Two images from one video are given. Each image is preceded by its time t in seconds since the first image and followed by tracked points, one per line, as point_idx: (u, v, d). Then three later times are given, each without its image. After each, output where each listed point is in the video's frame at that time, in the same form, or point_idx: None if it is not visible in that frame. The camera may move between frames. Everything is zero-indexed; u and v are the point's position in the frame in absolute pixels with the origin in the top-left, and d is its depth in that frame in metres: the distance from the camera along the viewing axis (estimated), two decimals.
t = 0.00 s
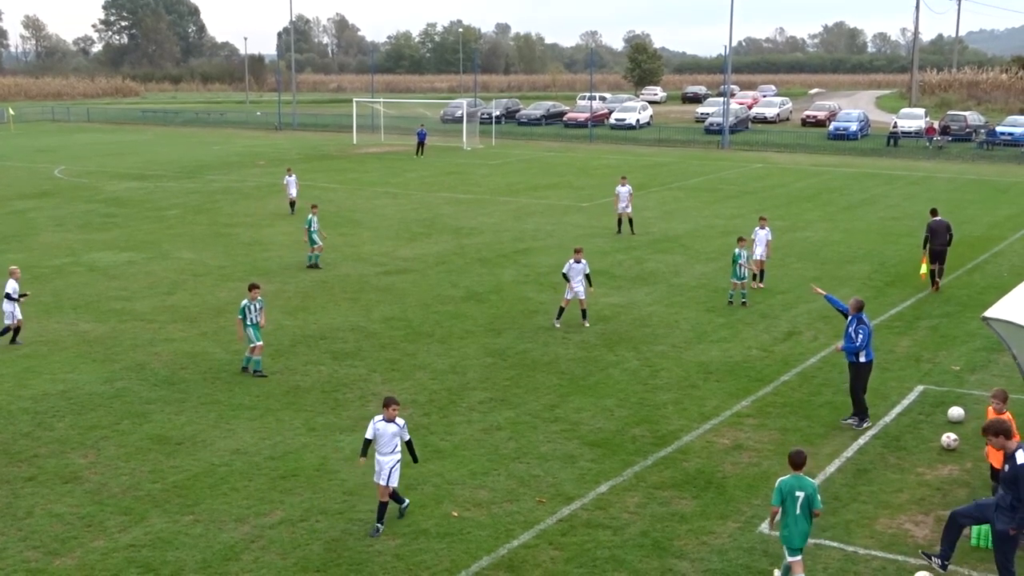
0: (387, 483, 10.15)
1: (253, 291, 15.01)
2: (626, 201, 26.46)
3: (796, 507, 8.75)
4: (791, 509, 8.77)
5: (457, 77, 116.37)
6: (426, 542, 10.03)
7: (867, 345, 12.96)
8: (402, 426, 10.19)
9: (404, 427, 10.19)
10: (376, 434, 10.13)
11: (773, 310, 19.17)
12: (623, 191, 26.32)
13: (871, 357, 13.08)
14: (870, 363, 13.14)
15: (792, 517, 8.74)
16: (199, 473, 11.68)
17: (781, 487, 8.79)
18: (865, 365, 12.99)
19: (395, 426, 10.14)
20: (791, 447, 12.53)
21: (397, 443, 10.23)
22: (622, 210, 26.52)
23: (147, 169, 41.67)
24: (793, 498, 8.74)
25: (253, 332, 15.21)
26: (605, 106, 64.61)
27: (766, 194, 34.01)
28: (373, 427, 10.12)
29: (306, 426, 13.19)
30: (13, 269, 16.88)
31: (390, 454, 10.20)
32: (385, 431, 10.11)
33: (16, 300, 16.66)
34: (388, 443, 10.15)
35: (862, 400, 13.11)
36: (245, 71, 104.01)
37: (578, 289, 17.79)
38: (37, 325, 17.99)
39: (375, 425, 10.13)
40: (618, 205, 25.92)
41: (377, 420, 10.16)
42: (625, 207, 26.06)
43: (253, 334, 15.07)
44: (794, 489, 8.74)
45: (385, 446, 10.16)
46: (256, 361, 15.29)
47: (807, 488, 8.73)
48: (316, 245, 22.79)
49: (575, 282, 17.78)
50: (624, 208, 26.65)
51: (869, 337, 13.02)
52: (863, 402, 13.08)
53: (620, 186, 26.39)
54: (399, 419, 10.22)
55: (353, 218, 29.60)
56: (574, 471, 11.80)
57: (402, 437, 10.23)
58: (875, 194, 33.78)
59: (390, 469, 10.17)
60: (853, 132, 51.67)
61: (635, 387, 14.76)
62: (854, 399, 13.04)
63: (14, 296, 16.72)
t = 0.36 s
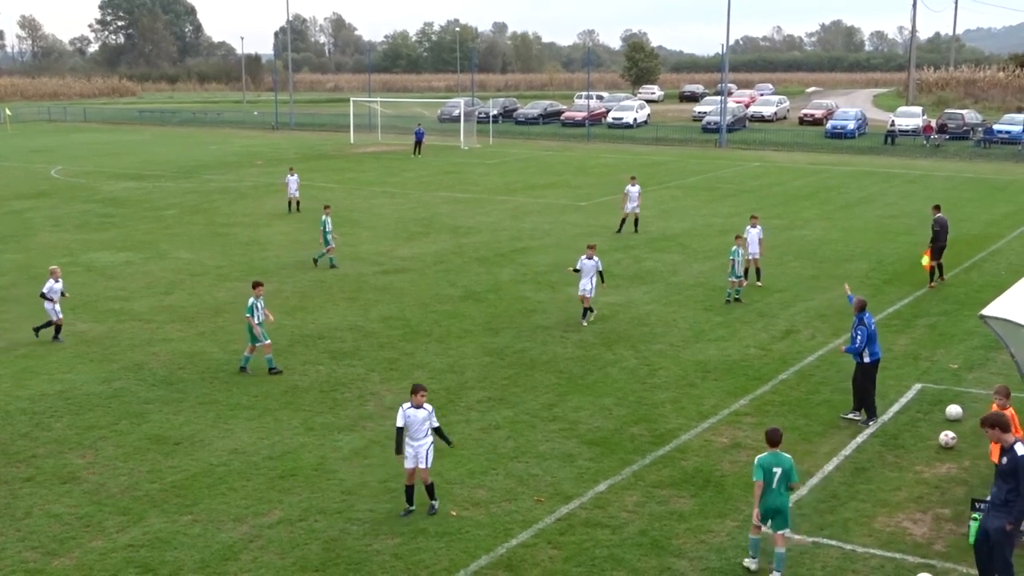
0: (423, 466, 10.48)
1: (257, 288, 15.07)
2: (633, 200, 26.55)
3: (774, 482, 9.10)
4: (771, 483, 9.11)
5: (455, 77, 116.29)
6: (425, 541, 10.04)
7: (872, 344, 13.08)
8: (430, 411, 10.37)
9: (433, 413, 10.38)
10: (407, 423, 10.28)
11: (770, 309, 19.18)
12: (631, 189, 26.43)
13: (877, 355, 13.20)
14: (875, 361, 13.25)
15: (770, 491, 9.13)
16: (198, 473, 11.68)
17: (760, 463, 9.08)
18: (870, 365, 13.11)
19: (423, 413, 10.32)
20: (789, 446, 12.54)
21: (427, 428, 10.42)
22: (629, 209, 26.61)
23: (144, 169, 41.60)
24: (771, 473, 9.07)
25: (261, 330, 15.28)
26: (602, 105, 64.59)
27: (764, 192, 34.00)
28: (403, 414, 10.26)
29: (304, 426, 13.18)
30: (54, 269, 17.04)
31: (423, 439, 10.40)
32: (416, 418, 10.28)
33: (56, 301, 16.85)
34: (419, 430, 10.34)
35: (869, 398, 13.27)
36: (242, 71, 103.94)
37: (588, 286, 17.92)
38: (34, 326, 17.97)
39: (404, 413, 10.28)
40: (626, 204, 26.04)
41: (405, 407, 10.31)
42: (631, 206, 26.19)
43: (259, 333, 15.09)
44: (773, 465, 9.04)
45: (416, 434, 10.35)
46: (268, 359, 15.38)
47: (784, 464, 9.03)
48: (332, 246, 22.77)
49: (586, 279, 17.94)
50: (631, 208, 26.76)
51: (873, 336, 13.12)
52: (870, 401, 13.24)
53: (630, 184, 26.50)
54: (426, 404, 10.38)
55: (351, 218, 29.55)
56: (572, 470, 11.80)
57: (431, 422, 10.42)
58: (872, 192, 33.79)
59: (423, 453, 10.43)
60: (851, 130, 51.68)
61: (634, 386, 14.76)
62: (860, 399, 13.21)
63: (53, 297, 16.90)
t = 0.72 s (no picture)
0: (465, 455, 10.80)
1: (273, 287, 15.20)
2: (642, 198, 26.57)
3: (750, 463, 9.52)
4: (746, 464, 9.54)
5: (453, 76, 116.30)
6: (425, 540, 10.04)
7: (874, 340, 13.12)
8: (475, 399, 10.71)
9: (476, 401, 10.71)
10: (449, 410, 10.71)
11: (770, 307, 19.18)
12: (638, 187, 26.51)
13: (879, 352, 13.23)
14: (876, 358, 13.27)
15: (745, 471, 9.55)
16: (198, 472, 11.68)
17: (737, 444, 9.53)
18: (871, 361, 13.12)
19: (467, 401, 10.68)
20: (789, 444, 12.54)
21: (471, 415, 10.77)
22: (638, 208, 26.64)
23: (142, 168, 41.60)
24: (747, 455, 9.50)
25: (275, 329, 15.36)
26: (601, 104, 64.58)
27: (763, 190, 34.00)
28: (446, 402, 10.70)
29: (303, 425, 13.19)
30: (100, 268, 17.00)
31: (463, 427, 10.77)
32: (457, 407, 10.68)
33: (102, 299, 16.83)
34: (460, 418, 10.73)
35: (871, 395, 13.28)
36: (240, 71, 103.89)
37: (603, 283, 17.98)
38: (34, 326, 17.96)
39: (448, 402, 10.70)
40: (634, 202, 25.95)
41: (450, 398, 10.72)
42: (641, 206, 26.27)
43: (272, 332, 15.13)
44: (749, 446, 9.48)
45: (457, 421, 10.75)
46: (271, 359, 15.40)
47: (760, 446, 9.46)
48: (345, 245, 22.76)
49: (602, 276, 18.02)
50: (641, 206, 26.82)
51: (875, 332, 13.17)
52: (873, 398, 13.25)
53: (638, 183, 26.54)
54: (471, 394, 10.74)
55: (350, 217, 29.54)
56: (572, 468, 11.79)
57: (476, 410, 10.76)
58: (870, 190, 33.78)
59: (463, 443, 10.77)
60: (850, 128, 51.64)
61: (633, 384, 14.76)
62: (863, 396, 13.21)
63: (99, 294, 16.88)
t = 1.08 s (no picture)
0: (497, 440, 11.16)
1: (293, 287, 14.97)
2: (650, 199, 26.60)
3: (734, 451, 9.78)
4: (730, 452, 9.82)
5: (453, 76, 116.36)
6: (424, 539, 10.08)
7: (872, 336, 13.19)
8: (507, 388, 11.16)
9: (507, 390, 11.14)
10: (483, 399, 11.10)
11: (769, 306, 19.21)
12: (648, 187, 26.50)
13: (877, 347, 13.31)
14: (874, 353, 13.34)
15: (728, 460, 9.80)
16: (198, 472, 11.71)
17: (721, 433, 9.85)
18: (869, 355, 13.18)
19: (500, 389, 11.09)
20: (788, 443, 12.57)
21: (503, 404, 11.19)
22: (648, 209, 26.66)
23: (142, 169, 41.65)
24: (730, 443, 9.79)
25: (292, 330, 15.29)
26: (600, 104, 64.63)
27: (762, 190, 34.04)
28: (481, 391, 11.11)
29: (303, 424, 13.21)
30: (139, 266, 16.86)
31: (498, 416, 11.16)
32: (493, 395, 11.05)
33: (141, 299, 16.72)
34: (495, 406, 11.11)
35: (869, 390, 13.35)
36: (240, 71, 103.96)
37: (620, 283, 18.06)
38: (34, 326, 17.99)
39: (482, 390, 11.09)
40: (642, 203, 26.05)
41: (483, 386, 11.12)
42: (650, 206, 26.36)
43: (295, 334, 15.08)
44: (732, 435, 9.78)
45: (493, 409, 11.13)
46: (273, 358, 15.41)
47: (744, 434, 9.74)
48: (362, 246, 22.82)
49: (619, 276, 18.04)
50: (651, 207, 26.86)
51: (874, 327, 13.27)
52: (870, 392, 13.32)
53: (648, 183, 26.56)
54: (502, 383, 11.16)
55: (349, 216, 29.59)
56: (571, 467, 11.83)
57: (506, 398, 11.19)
58: (869, 190, 33.81)
59: (498, 429, 11.14)
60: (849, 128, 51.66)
61: (633, 383, 14.80)
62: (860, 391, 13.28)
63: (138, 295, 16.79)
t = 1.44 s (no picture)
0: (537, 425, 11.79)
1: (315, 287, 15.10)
2: (659, 199, 26.62)
3: (725, 434, 10.16)
4: (721, 435, 10.20)
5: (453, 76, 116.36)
6: (424, 539, 10.09)
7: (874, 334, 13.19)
8: (542, 378, 11.63)
9: (542, 378, 11.62)
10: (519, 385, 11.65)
11: (769, 307, 19.21)
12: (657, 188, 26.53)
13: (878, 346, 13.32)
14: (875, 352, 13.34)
15: (721, 442, 10.21)
16: (198, 472, 11.71)
17: (713, 416, 10.17)
18: (870, 354, 13.18)
19: (534, 378, 11.61)
20: (788, 443, 12.57)
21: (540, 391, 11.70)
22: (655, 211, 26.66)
23: (142, 169, 41.65)
24: (722, 426, 10.14)
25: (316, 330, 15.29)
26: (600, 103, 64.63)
27: (761, 190, 34.04)
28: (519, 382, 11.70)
29: (303, 424, 13.21)
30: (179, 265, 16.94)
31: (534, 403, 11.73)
32: (526, 383, 11.62)
33: (183, 298, 16.78)
34: (530, 395, 11.67)
35: (870, 389, 13.34)
36: (240, 71, 103.96)
37: (637, 284, 18.02)
38: (34, 326, 18.00)
39: (518, 379, 11.66)
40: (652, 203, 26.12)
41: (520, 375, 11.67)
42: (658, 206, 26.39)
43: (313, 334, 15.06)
44: (724, 418, 10.12)
45: (527, 397, 11.68)
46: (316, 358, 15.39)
47: (734, 418, 10.10)
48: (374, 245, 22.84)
49: (635, 277, 18.01)
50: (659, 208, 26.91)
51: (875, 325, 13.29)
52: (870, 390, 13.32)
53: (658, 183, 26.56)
54: (538, 372, 11.65)
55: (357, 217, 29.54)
56: (571, 467, 11.83)
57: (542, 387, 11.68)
58: (868, 190, 33.81)
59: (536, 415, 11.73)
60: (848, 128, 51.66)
61: (632, 383, 14.80)
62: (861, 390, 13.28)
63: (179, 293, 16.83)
